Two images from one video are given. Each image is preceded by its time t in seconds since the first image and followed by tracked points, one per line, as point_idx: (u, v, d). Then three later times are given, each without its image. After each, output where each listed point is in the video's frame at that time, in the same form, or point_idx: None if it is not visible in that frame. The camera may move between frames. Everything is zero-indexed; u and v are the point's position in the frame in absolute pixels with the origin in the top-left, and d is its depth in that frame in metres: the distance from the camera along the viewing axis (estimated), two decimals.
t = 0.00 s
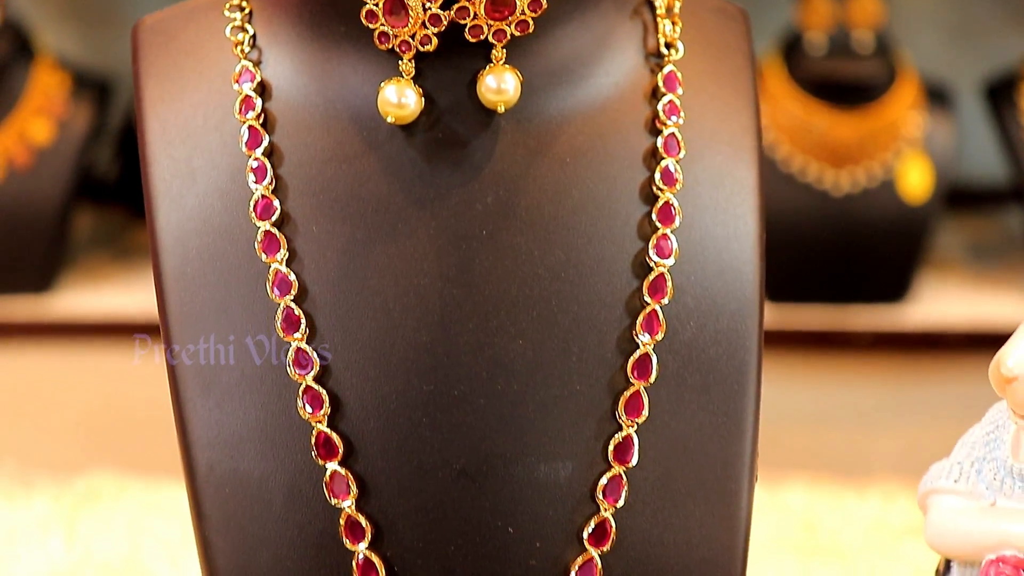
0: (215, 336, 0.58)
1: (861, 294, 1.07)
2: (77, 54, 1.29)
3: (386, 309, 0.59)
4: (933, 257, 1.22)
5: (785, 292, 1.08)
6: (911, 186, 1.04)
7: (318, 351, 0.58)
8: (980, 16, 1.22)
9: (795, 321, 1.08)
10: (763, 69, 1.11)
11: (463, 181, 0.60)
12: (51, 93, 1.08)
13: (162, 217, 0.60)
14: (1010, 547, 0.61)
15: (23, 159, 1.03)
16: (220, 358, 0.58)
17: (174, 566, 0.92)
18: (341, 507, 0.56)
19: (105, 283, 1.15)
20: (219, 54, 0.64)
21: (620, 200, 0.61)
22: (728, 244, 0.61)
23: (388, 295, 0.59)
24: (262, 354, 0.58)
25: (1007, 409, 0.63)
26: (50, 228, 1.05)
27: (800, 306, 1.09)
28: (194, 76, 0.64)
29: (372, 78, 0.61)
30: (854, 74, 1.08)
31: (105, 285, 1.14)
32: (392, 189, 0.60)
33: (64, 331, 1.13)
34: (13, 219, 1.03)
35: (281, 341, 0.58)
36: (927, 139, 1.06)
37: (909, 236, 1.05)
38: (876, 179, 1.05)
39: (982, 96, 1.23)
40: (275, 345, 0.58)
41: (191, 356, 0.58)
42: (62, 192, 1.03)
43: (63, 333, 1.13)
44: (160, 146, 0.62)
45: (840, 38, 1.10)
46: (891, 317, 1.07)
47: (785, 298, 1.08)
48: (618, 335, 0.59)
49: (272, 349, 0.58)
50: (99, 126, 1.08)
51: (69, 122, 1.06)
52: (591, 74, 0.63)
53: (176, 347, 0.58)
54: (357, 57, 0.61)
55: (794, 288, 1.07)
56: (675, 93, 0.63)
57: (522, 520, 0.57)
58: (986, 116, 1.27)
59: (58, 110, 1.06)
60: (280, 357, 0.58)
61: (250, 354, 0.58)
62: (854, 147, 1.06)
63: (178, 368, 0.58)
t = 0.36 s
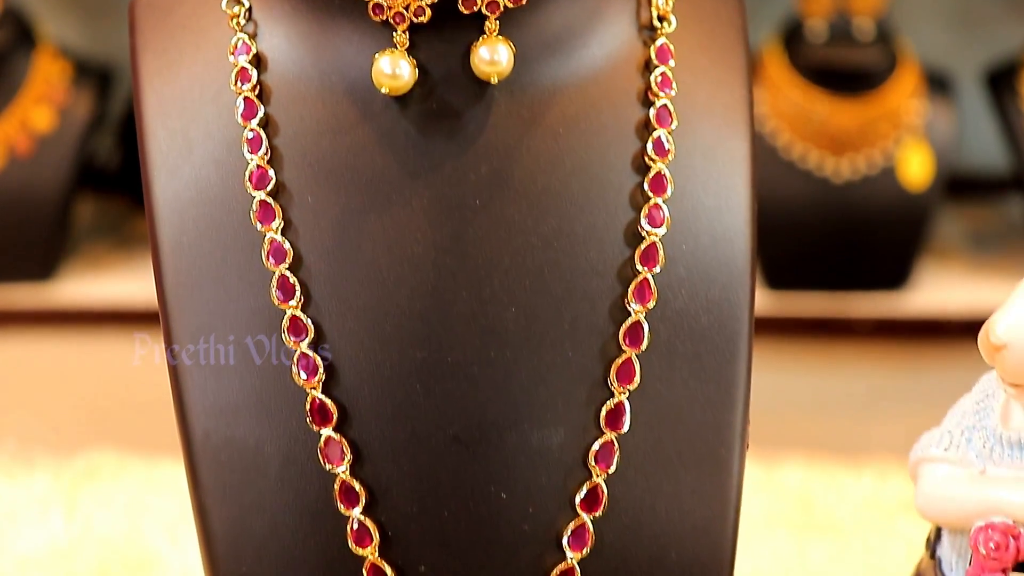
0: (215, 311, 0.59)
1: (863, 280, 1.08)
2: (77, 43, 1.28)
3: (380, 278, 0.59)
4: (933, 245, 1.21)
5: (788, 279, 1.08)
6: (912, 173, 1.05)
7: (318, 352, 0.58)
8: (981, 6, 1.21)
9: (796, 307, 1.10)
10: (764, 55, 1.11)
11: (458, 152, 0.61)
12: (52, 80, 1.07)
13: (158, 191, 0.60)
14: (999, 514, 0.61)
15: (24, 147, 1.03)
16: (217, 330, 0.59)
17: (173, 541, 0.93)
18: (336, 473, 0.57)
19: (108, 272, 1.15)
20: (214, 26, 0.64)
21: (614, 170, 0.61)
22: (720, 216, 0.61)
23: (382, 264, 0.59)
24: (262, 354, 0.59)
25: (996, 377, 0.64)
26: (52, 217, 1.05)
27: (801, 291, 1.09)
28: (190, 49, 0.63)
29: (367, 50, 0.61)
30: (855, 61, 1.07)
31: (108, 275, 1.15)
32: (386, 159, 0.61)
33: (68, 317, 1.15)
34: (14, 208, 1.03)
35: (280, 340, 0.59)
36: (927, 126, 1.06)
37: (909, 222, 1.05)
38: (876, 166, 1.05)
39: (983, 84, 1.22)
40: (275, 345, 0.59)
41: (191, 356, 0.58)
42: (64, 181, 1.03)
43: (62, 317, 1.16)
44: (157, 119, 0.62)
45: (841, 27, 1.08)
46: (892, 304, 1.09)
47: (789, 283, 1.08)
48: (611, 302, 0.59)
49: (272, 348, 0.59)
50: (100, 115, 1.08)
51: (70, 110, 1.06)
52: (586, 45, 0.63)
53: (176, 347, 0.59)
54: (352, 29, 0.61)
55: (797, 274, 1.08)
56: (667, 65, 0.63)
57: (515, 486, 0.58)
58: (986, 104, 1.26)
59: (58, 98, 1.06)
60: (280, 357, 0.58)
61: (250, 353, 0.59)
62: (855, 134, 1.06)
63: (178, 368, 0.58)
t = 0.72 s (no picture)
0: (215, 284, 0.59)
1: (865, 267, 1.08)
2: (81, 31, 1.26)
3: (379, 247, 0.60)
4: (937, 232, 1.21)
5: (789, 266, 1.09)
6: (913, 159, 1.04)
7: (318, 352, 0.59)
8: None
9: (796, 292, 1.11)
10: (765, 40, 1.10)
11: (456, 122, 0.61)
12: (55, 69, 1.06)
13: (158, 162, 0.61)
14: (995, 480, 0.61)
15: (27, 134, 1.02)
16: (216, 299, 0.59)
17: (176, 518, 0.93)
18: (336, 439, 0.58)
19: (112, 257, 1.16)
20: None
21: (609, 139, 0.61)
22: (717, 185, 0.61)
23: (381, 232, 0.60)
24: (262, 354, 0.59)
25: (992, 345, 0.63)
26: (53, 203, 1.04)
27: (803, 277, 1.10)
28: (189, 22, 0.63)
29: (364, 21, 0.61)
30: (856, 46, 1.06)
31: (113, 260, 1.15)
32: (384, 128, 0.61)
33: (71, 298, 1.15)
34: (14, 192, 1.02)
35: (280, 341, 0.59)
36: (929, 112, 1.06)
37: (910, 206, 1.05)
38: (878, 151, 1.04)
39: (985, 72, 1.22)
40: (274, 345, 0.59)
41: (191, 357, 0.58)
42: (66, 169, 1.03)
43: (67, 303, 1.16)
44: (156, 91, 0.62)
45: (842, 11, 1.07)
46: (894, 290, 1.09)
47: (790, 270, 1.09)
48: (607, 269, 0.60)
49: (272, 349, 0.59)
50: (101, 106, 1.07)
51: (73, 99, 1.04)
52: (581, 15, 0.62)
53: (178, 346, 0.59)
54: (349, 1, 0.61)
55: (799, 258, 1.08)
56: (664, 36, 0.63)
57: (512, 451, 0.58)
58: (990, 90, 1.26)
59: (61, 87, 1.04)
60: (280, 358, 0.59)
61: (251, 353, 0.59)
62: (857, 119, 1.05)
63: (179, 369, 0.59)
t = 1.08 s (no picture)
0: (219, 241, 0.59)
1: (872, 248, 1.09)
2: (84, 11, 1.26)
3: (384, 209, 0.60)
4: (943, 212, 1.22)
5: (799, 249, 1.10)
6: (920, 138, 1.05)
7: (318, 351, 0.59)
8: None
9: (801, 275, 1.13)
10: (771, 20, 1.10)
11: (460, 85, 0.61)
12: (61, 50, 1.06)
13: (165, 124, 0.61)
14: (998, 440, 0.62)
15: (35, 117, 1.03)
16: (221, 255, 0.59)
17: (183, 487, 0.94)
18: (342, 398, 0.58)
19: (123, 239, 1.18)
20: None
21: (614, 101, 0.61)
22: (721, 146, 0.61)
23: (386, 194, 0.60)
24: (262, 354, 0.59)
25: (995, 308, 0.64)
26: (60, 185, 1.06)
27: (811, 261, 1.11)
28: None
29: None
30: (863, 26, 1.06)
31: (124, 242, 1.17)
32: (390, 92, 0.61)
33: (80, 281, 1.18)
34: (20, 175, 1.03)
35: (280, 341, 0.59)
36: (936, 93, 1.06)
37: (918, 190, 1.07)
38: (885, 131, 1.05)
39: (993, 52, 1.22)
40: (274, 345, 0.59)
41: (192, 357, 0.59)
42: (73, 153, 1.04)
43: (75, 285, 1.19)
44: (163, 54, 0.62)
45: None
46: (901, 270, 1.11)
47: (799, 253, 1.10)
48: (611, 231, 0.60)
49: (272, 349, 0.59)
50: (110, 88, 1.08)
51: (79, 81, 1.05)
52: None
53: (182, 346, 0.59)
54: None
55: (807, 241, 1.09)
56: None
57: (517, 412, 0.59)
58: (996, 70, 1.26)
59: (67, 68, 1.05)
60: (280, 358, 0.59)
61: (251, 353, 0.59)
62: (864, 100, 1.06)
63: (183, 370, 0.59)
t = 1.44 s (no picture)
0: (224, 211, 0.59)
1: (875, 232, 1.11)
2: None
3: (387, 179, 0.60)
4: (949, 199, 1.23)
5: (802, 234, 1.12)
6: (925, 125, 1.06)
7: (318, 351, 0.59)
8: None
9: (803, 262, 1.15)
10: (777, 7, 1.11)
11: (463, 57, 0.62)
12: (68, 34, 1.06)
13: (171, 94, 0.61)
14: (995, 411, 0.62)
15: (40, 102, 1.04)
16: (225, 229, 0.59)
17: (187, 463, 0.95)
18: (345, 365, 0.59)
19: (126, 226, 1.20)
20: None
21: (616, 73, 0.61)
22: (723, 116, 0.61)
23: (389, 165, 0.60)
24: (262, 354, 0.59)
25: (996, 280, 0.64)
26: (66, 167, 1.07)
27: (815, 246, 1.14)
28: None
29: None
30: (870, 12, 1.08)
31: (127, 228, 1.20)
32: (392, 63, 0.61)
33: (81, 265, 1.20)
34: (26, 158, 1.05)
35: (280, 341, 0.59)
36: (943, 79, 1.06)
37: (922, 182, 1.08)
38: (890, 118, 1.06)
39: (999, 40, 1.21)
40: (274, 345, 0.59)
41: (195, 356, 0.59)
42: (78, 137, 1.05)
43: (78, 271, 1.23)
44: (168, 23, 0.61)
45: None
46: (906, 258, 1.13)
47: (802, 238, 1.12)
48: (613, 202, 0.60)
49: (272, 349, 0.59)
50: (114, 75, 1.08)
51: (86, 67, 1.05)
52: None
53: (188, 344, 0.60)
54: None
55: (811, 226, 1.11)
56: None
57: (519, 380, 0.59)
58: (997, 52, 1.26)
59: (73, 52, 1.05)
60: (280, 357, 0.59)
61: (251, 354, 0.59)
62: (870, 86, 1.06)
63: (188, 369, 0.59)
